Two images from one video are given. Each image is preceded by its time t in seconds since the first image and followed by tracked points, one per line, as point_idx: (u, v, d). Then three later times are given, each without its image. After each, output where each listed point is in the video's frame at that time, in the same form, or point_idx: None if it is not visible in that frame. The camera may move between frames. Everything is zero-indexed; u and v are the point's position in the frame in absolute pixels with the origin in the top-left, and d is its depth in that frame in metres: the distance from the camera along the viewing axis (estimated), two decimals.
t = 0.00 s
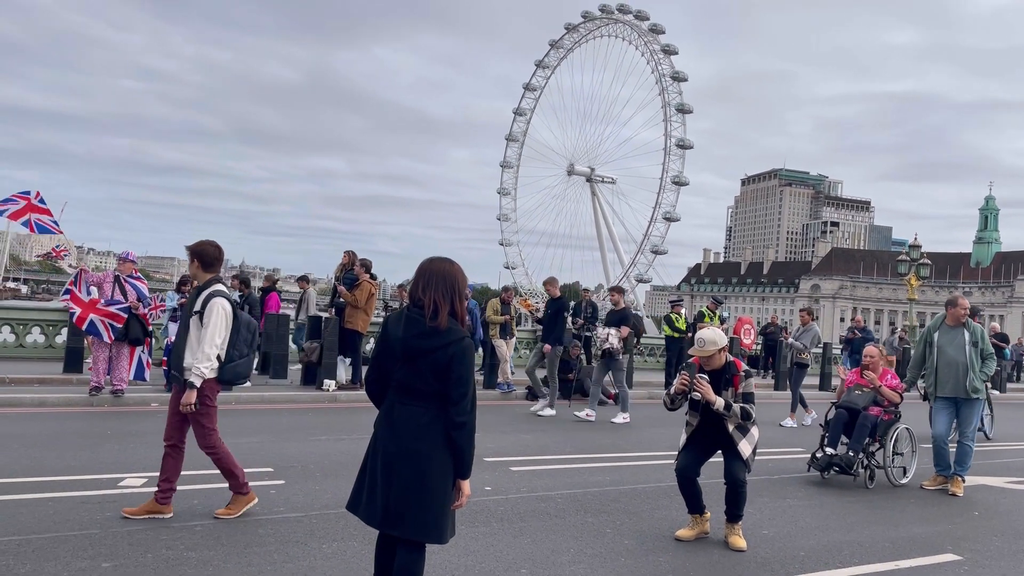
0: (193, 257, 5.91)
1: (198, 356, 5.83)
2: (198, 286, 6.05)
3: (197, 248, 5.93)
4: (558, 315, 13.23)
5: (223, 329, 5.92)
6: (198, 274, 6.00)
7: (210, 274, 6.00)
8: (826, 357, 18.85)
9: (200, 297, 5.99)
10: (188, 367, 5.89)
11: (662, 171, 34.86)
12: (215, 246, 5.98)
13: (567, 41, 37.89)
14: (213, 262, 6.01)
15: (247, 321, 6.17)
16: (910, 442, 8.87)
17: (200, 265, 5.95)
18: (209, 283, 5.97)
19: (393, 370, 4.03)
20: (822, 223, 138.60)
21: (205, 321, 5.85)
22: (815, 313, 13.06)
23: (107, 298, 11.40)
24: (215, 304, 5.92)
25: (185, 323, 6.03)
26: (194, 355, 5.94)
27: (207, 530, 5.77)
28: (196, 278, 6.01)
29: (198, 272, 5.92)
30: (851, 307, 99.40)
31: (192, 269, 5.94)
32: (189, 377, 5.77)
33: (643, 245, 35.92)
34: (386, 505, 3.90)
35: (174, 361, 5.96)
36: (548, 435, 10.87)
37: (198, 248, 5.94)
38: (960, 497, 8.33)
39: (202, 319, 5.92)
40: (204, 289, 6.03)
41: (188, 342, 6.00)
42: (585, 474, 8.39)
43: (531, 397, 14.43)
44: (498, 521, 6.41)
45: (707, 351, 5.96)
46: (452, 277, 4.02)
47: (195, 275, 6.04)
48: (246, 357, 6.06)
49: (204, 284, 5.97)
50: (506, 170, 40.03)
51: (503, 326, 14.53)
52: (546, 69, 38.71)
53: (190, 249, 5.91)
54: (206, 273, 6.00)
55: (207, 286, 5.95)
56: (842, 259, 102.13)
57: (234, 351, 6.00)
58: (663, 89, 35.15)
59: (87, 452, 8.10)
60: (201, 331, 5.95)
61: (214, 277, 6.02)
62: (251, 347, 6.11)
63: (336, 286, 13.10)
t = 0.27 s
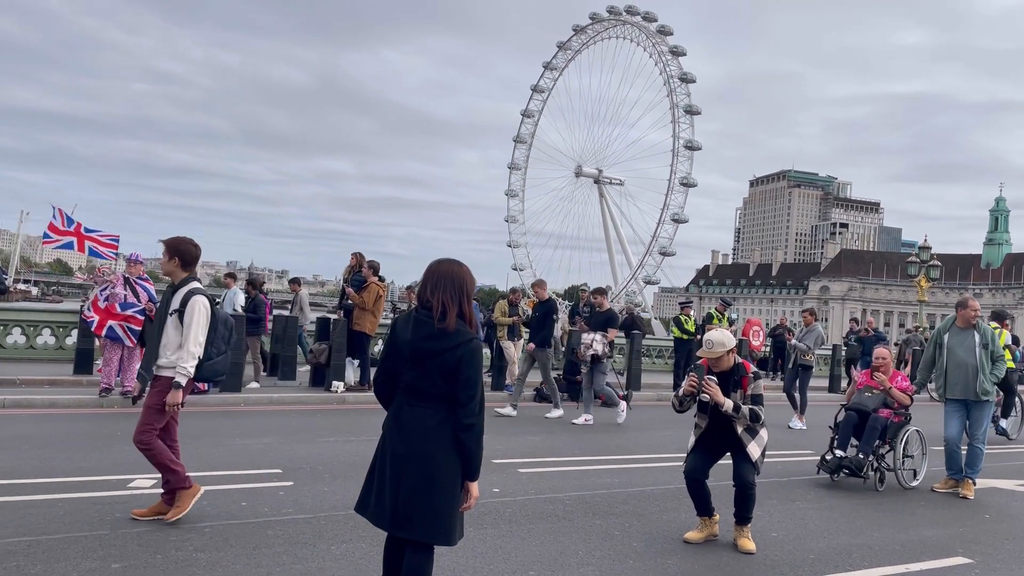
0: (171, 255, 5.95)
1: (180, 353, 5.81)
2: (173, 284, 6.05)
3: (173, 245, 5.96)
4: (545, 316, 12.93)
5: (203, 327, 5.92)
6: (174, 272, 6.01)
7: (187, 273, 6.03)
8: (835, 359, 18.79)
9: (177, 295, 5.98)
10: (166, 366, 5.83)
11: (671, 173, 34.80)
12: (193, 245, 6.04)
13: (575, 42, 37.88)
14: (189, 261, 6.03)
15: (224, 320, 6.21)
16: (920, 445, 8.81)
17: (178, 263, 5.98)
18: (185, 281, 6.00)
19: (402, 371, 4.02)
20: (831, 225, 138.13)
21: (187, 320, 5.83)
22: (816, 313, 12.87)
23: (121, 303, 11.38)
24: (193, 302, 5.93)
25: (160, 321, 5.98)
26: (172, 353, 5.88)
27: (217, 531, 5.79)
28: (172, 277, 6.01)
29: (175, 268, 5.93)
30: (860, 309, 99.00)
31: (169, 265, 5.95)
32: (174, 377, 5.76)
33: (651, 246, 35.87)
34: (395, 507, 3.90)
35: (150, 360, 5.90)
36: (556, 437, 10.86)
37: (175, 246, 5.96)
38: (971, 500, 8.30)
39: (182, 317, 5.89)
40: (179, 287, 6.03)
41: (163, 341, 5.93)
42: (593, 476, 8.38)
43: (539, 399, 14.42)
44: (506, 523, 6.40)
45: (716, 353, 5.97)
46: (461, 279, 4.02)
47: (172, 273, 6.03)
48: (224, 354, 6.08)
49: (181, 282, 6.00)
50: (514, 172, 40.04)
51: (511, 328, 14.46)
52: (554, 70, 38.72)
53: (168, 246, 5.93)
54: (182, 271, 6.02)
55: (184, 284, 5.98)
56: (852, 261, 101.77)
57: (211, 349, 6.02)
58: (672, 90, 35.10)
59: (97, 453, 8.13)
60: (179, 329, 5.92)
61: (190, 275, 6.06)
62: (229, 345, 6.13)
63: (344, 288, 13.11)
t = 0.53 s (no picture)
0: (147, 256, 5.70)
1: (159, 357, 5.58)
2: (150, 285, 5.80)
3: (150, 245, 5.72)
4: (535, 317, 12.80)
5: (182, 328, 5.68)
6: (150, 273, 5.77)
7: (163, 273, 5.79)
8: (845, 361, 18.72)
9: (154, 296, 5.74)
10: (146, 370, 5.61)
11: (679, 174, 34.75)
12: (169, 244, 5.77)
13: (584, 44, 37.86)
14: (165, 260, 5.78)
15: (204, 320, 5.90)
16: (931, 447, 8.77)
17: (154, 264, 5.73)
18: (162, 282, 5.75)
19: (410, 373, 4.02)
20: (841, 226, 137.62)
21: (165, 323, 5.59)
22: (818, 313, 12.75)
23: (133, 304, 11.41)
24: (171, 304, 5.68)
25: (138, 325, 5.73)
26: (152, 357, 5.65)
27: (227, 532, 5.81)
28: (148, 278, 5.77)
29: (151, 269, 5.69)
30: (871, 310, 98.55)
31: (145, 266, 5.71)
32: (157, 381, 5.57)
33: (660, 248, 35.81)
34: (404, 508, 3.90)
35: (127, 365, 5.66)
36: (565, 439, 10.84)
37: (151, 246, 5.72)
38: (983, 502, 8.24)
39: (160, 320, 5.65)
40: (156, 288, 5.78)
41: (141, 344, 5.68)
42: (602, 478, 8.36)
43: (548, 401, 14.40)
44: (515, 525, 6.39)
45: (726, 351, 5.95)
46: (469, 281, 4.03)
47: (148, 273, 5.77)
48: (203, 355, 5.80)
49: (158, 283, 5.76)
50: (523, 173, 40.06)
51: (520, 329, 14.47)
52: (562, 72, 38.72)
53: (143, 247, 5.69)
54: (158, 271, 5.77)
55: (160, 285, 5.72)
56: (862, 262, 101.36)
57: (190, 351, 5.74)
58: (680, 91, 35.05)
59: (108, 454, 8.15)
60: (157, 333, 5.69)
61: (167, 276, 5.82)
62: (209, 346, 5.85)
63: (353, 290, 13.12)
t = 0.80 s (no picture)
0: (124, 253, 5.57)
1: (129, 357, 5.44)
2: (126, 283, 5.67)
3: (126, 242, 5.59)
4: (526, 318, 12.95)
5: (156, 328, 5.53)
6: (127, 271, 5.64)
7: (140, 272, 5.65)
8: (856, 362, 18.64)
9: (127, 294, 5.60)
10: (115, 370, 5.47)
11: (689, 175, 34.68)
12: (148, 243, 5.64)
13: (593, 45, 37.86)
14: (143, 259, 5.65)
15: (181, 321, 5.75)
16: (943, 449, 8.72)
17: (131, 262, 5.61)
18: (137, 281, 5.61)
19: (419, 374, 4.03)
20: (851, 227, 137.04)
21: (135, 321, 5.44)
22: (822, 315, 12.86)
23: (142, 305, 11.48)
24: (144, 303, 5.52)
25: (109, 323, 5.59)
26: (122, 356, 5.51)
27: (237, 533, 5.83)
28: (124, 276, 5.64)
29: (125, 266, 5.56)
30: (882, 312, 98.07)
31: (121, 264, 5.57)
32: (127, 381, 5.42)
33: (669, 249, 35.74)
34: (413, 509, 3.90)
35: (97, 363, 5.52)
36: (574, 440, 10.84)
37: (127, 243, 5.58)
38: (995, 505, 8.19)
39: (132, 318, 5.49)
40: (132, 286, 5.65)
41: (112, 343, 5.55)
42: (611, 480, 8.34)
43: (557, 402, 14.39)
44: (524, 527, 6.39)
45: (739, 337, 5.92)
46: (478, 282, 4.03)
47: (123, 271, 5.64)
48: (178, 357, 5.66)
49: (132, 281, 5.62)
50: (532, 175, 40.07)
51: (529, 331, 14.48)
52: (571, 73, 38.72)
53: (119, 244, 5.56)
54: (134, 269, 5.64)
55: (135, 284, 5.57)
56: (873, 263, 100.90)
57: (164, 352, 5.59)
58: (690, 92, 34.99)
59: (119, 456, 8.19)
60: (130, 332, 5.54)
61: (144, 276, 5.68)
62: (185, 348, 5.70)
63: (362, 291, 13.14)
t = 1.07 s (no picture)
0: (99, 252, 5.59)
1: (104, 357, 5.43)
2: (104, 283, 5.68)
3: (100, 240, 5.60)
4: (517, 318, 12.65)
5: (134, 327, 5.53)
6: (104, 270, 5.65)
7: (116, 270, 5.66)
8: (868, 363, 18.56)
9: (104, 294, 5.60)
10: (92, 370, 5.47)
11: (699, 176, 34.60)
12: (123, 241, 5.67)
13: (602, 46, 37.86)
14: (119, 258, 5.67)
15: (158, 319, 5.77)
16: (955, 450, 8.67)
17: (108, 260, 5.63)
18: (114, 280, 5.60)
19: (430, 375, 4.03)
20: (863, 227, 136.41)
21: (112, 319, 5.44)
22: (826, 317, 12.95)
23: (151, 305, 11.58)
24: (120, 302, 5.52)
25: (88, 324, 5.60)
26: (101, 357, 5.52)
27: (247, 534, 5.85)
28: (100, 275, 5.64)
29: (100, 266, 5.57)
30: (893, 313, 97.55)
31: (95, 263, 5.59)
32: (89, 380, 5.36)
33: (679, 250, 35.67)
34: (423, 510, 3.90)
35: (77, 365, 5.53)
36: (584, 441, 10.83)
37: (101, 242, 5.60)
38: (1008, 507, 8.13)
39: (110, 317, 5.49)
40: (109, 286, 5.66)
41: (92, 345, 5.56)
42: (621, 481, 8.33)
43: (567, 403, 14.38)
44: (533, 528, 6.38)
45: (751, 317, 5.96)
46: (486, 283, 4.02)
47: (99, 271, 5.65)
48: (159, 356, 5.67)
49: (109, 279, 5.61)
50: (541, 176, 40.08)
51: (538, 332, 14.49)
52: (580, 74, 38.70)
53: (93, 244, 5.58)
54: (109, 268, 5.65)
55: (111, 282, 5.57)
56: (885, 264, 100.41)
57: (145, 351, 5.62)
58: (699, 93, 34.91)
59: (131, 456, 8.23)
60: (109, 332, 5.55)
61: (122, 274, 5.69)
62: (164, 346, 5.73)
63: (371, 292, 13.16)
